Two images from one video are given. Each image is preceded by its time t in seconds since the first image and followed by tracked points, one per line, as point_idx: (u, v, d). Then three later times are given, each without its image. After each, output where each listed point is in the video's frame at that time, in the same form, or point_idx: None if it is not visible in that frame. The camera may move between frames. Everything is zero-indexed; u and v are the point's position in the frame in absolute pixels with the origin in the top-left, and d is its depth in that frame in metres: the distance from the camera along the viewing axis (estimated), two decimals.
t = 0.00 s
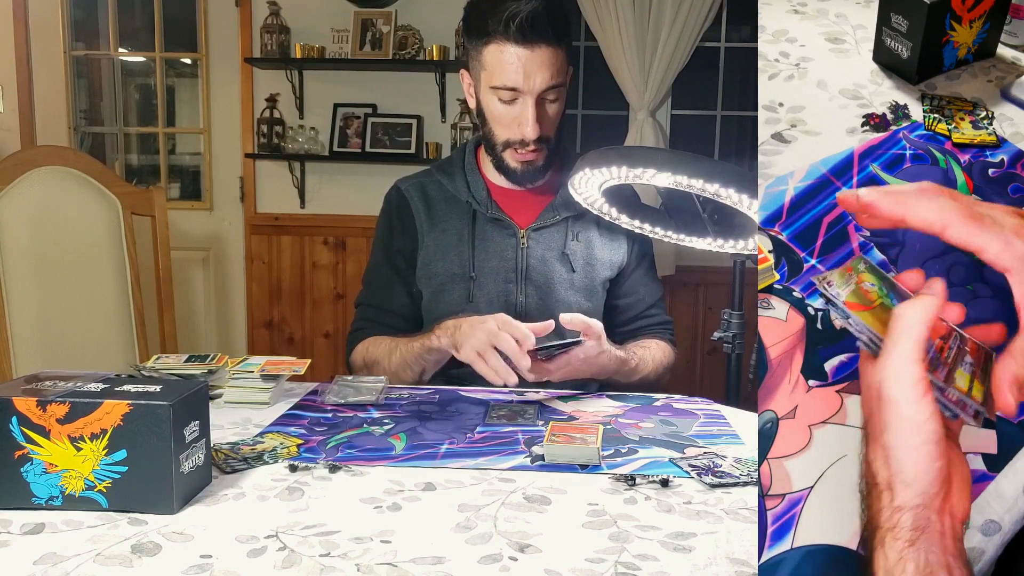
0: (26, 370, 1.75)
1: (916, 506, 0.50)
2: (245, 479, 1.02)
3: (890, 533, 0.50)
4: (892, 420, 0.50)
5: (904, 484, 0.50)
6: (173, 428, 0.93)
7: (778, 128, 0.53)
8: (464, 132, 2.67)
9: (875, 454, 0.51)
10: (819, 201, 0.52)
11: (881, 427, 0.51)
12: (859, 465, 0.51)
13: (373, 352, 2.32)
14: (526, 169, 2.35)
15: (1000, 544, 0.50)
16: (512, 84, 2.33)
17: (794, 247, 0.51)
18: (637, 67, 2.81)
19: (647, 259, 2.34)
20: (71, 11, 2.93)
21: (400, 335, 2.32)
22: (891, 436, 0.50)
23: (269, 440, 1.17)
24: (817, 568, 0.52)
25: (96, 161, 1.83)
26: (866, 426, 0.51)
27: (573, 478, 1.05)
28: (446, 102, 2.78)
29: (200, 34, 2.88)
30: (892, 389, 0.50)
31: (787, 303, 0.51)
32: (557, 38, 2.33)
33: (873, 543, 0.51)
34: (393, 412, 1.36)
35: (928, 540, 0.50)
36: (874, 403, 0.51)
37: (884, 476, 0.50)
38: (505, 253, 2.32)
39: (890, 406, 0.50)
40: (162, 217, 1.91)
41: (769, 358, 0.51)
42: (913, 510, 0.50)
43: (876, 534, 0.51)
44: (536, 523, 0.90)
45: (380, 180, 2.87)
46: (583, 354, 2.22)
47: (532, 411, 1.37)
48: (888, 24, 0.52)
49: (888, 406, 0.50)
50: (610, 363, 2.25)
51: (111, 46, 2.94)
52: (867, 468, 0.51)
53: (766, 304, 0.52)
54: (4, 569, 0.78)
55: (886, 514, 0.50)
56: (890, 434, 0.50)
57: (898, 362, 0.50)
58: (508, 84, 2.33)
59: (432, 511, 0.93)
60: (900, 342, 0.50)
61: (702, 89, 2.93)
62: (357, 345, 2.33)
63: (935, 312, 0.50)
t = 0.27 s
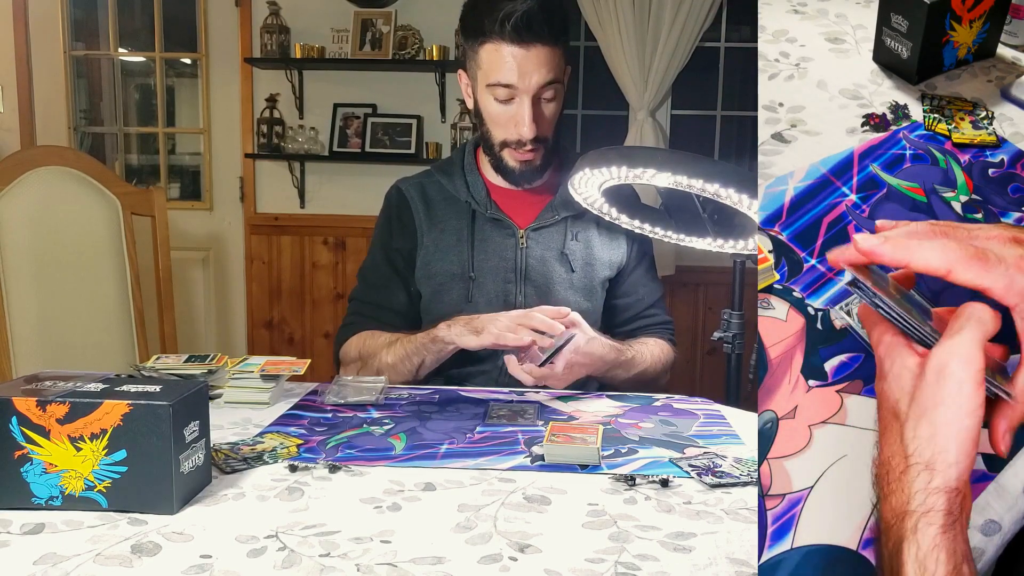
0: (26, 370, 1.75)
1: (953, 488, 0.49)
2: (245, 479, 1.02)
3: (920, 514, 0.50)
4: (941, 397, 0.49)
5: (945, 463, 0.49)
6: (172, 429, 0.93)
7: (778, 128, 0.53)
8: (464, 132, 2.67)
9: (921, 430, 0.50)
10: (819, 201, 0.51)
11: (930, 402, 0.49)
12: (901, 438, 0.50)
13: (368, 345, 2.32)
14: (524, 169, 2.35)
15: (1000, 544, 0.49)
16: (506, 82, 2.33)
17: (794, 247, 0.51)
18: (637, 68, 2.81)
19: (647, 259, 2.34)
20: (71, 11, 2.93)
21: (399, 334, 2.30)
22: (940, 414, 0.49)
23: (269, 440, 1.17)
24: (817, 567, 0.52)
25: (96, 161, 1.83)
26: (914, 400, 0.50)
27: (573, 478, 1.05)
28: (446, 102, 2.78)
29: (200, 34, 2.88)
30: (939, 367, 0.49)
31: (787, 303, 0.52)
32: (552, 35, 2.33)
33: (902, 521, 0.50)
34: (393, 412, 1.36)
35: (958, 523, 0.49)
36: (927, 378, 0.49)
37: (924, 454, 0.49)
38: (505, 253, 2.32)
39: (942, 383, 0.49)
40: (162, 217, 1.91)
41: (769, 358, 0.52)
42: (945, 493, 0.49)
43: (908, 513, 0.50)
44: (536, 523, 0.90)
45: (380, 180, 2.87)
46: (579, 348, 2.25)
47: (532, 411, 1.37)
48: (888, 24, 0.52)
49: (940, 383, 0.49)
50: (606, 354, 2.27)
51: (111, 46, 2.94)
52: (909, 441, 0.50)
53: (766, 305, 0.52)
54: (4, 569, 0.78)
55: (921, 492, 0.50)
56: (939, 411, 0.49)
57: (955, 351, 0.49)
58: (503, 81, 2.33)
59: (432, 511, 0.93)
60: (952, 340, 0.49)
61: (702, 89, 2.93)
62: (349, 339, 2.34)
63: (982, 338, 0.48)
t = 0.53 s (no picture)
0: (26, 370, 1.74)
1: (958, 489, 0.49)
2: (245, 479, 1.02)
3: (924, 514, 0.50)
4: (948, 397, 0.49)
5: (951, 464, 0.49)
6: (172, 429, 0.93)
7: (778, 128, 0.53)
8: (464, 132, 2.67)
9: (926, 430, 0.49)
10: (819, 201, 0.52)
11: (937, 400, 0.49)
12: (906, 437, 0.50)
13: (370, 347, 2.30)
14: (526, 168, 2.35)
15: (1000, 544, 0.49)
16: (508, 84, 2.33)
17: (794, 247, 0.52)
18: (637, 68, 2.81)
19: (647, 259, 2.34)
20: (71, 11, 2.93)
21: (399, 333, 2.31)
22: (945, 414, 0.49)
23: (269, 440, 1.17)
24: (817, 566, 0.52)
25: (96, 161, 1.83)
26: (920, 400, 0.50)
27: (572, 478, 1.05)
28: (446, 101, 2.78)
29: (200, 34, 2.88)
30: (944, 367, 0.49)
31: (787, 303, 0.52)
32: (552, 34, 2.33)
33: (906, 520, 0.50)
34: (393, 412, 1.36)
35: (963, 524, 0.49)
36: (934, 377, 0.49)
37: (929, 453, 0.49)
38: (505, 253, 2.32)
39: (949, 383, 0.49)
40: (162, 217, 1.91)
41: (769, 358, 0.52)
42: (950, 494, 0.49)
43: (912, 512, 0.50)
44: (536, 523, 0.90)
45: (380, 180, 2.87)
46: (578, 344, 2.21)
47: (532, 411, 1.37)
48: (888, 24, 0.52)
49: (947, 382, 0.49)
50: (606, 348, 2.24)
51: (111, 46, 2.94)
52: (915, 439, 0.50)
53: (766, 304, 0.52)
54: (4, 569, 0.78)
55: (925, 492, 0.49)
56: (945, 411, 0.49)
57: (963, 352, 0.48)
58: (505, 83, 2.33)
59: (432, 511, 0.93)
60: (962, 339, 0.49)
61: (702, 89, 2.93)
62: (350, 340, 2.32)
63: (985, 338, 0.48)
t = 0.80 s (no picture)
0: (26, 369, 1.74)
1: (906, 516, 0.50)
2: (245, 479, 1.02)
3: (875, 540, 0.50)
4: (894, 424, 0.49)
5: (897, 492, 0.50)
6: (173, 429, 0.93)
7: (778, 128, 0.53)
8: (464, 132, 2.67)
9: (874, 456, 0.50)
10: (819, 201, 0.52)
11: (882, 428, 0.50)
12: (857, 462, 0.51)
13: (369, 347, 2.31)
14: (529, 169, 2.35)
15: (1000, 544, 0.50)
16: (512, 86, 2.33)
17: (794, 247, 0.52)
18: (637, 67, 2.81)
19: (647, 259, 2.34)
20: (71, 11, 2.93)
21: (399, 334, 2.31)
22: (893, 440, 0.49)
23: (269, 440, 1.17)
24: (817, 567, 0.52)
25: (96, 161, 1.83)
26: (869, 427, 0.50)
27: (573, 478, 1.05)
28: (446, 102, 2.78)
29: (200, 34, 2.88)
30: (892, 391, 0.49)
31: (787, 303, 0.52)
32: (557, 38, 2.33)
33: (859, 545, 0.51)
34: (393, 412, 1.36)
35: (913, 550, 0.50)
36: (881, 405, 0.50)
37: (878, 481, 0.50)
38: (505, 253, 2.32)
39: (895, 412, 0.49)
40: (162, 217, 1.91)
41: (769, 358, 0.52)
42: (898, 519, 0.50)
43: (863, 538, 0.51)
44: (536, 523, 0.90)
45: (380, 180, 2.87)
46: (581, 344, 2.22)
47: (532, 411, 1.37)
48: (888, 24, 0.52)
49: (893, 410, 0.49)
50: (607, 348, 2.25)
51: (111, 46, 2.94)
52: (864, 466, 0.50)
53: (766, 304, 0.52)
54: (4, 569, 0.78)
55: (875, 519, 0.50)
56: (889, 439, 0.50)
57: (907, 374, 0.49)
58: (508, 85, 2.33)
59: (432, 511, 0.93)
60: (923, 340, 0.49)
61: (702, 89, 2.93)
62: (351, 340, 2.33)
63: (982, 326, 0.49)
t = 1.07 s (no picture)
0: (26, 369, 1.74)
1: (904, 513, 0.50)
2: (245, 479, 1.02)
3: (872, 539, 0.50)
4: (898, 420, 0.50)
5: (896, 488, 0.50)
6: (173, 429, 0.93)
7: (778, 127, 0.53)
8: (464, 132, 2.67)
9: (874, 454, 0.50)
10: (819, 201, 0.52)
11: (886, 424, 0.50)
12: (856, 459, 0.50)
13: (371, 349, 2.32)
14: (529, 168, 2.35)
15: (1000, 544, 0.50)
16: (513, 87, 2.33)
17: (794, 247, 0.52)
18: (637, 67, 2.81)
19: (647, 259, 2.34)
20: (71, 11, 2.93)
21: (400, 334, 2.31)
22: (895, 438, 0.50)
23: (269, 440, 1.17)
24: (816, 567, 0.52)
25: (96, 161, 1.83)
26: (871, 424, 0.50)
27: (573, 478, 1.05)
28: (446, 102, 2.78)
29: (200, 35, 2.88)
30: (901, 388, 0.49)
31: (787, 303, 0.52)
32: (558, 38, 2.34)
33: (855, 544, 0.51)
34: (393, 412, 1.36)
35: (909, 546, 0.50)
36: (886, 401, 0.50)
37: (877, 479, 0.50)
38: (506, 253, 2.32)
39: (899, 407, 0.49)
40: (162, 217, 1.91)
41: (768, 358, 0.52)
42: (894, 519, 0.50)
43: (859, 536, 0.51)
44: (536, 523, 0.90)
45: (380, 180, 2.87)
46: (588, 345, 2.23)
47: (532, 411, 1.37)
48: (888, 24, 0.52)
49: (898, 406, 0.49)
50: (616, 354, 2.26)
51: (111, 46, 2.94)
52: (863, 464, 0.50)
53: (766, 304, 0.52)
54: (4, 569, 0.78)
55: (872, 517, 0.50)
56: (893, 435, 0.50)
57: (919, 371, 0.49)
58: (509, 86, 2.33)
59: (432, 511, 0.93)
60: (936, 347, 0.49)
61: (702, 89, 2.93)
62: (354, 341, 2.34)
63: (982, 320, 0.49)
